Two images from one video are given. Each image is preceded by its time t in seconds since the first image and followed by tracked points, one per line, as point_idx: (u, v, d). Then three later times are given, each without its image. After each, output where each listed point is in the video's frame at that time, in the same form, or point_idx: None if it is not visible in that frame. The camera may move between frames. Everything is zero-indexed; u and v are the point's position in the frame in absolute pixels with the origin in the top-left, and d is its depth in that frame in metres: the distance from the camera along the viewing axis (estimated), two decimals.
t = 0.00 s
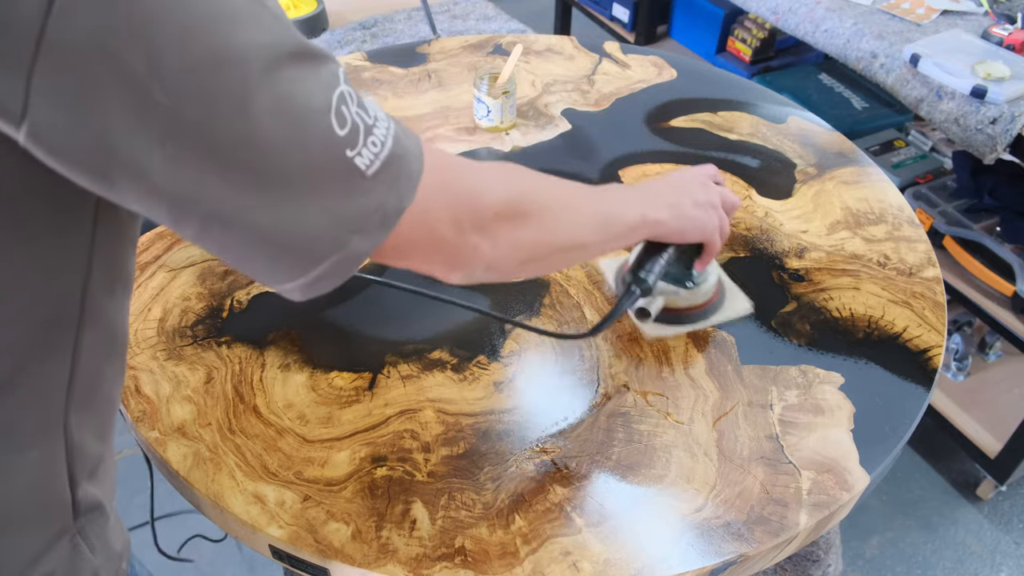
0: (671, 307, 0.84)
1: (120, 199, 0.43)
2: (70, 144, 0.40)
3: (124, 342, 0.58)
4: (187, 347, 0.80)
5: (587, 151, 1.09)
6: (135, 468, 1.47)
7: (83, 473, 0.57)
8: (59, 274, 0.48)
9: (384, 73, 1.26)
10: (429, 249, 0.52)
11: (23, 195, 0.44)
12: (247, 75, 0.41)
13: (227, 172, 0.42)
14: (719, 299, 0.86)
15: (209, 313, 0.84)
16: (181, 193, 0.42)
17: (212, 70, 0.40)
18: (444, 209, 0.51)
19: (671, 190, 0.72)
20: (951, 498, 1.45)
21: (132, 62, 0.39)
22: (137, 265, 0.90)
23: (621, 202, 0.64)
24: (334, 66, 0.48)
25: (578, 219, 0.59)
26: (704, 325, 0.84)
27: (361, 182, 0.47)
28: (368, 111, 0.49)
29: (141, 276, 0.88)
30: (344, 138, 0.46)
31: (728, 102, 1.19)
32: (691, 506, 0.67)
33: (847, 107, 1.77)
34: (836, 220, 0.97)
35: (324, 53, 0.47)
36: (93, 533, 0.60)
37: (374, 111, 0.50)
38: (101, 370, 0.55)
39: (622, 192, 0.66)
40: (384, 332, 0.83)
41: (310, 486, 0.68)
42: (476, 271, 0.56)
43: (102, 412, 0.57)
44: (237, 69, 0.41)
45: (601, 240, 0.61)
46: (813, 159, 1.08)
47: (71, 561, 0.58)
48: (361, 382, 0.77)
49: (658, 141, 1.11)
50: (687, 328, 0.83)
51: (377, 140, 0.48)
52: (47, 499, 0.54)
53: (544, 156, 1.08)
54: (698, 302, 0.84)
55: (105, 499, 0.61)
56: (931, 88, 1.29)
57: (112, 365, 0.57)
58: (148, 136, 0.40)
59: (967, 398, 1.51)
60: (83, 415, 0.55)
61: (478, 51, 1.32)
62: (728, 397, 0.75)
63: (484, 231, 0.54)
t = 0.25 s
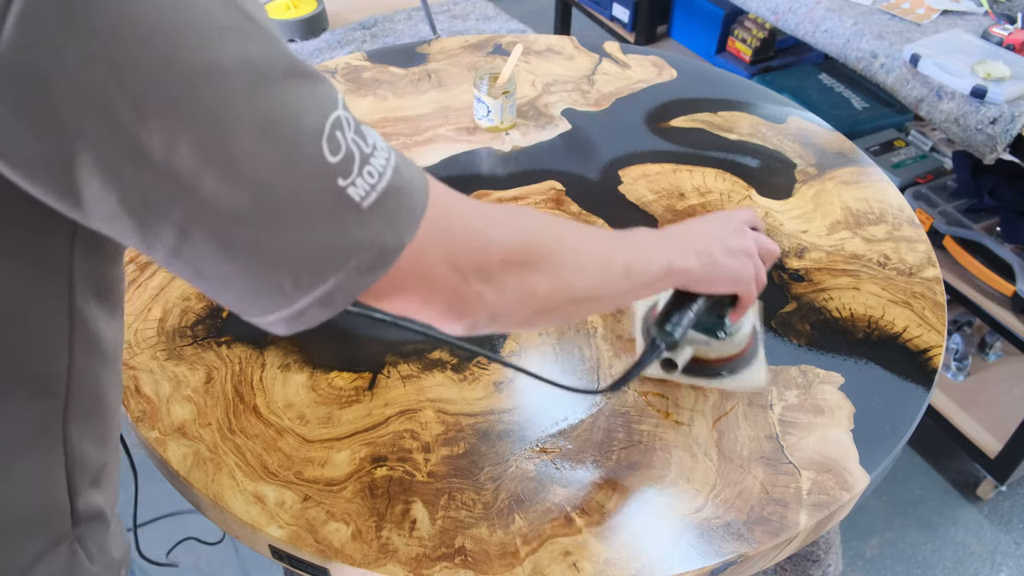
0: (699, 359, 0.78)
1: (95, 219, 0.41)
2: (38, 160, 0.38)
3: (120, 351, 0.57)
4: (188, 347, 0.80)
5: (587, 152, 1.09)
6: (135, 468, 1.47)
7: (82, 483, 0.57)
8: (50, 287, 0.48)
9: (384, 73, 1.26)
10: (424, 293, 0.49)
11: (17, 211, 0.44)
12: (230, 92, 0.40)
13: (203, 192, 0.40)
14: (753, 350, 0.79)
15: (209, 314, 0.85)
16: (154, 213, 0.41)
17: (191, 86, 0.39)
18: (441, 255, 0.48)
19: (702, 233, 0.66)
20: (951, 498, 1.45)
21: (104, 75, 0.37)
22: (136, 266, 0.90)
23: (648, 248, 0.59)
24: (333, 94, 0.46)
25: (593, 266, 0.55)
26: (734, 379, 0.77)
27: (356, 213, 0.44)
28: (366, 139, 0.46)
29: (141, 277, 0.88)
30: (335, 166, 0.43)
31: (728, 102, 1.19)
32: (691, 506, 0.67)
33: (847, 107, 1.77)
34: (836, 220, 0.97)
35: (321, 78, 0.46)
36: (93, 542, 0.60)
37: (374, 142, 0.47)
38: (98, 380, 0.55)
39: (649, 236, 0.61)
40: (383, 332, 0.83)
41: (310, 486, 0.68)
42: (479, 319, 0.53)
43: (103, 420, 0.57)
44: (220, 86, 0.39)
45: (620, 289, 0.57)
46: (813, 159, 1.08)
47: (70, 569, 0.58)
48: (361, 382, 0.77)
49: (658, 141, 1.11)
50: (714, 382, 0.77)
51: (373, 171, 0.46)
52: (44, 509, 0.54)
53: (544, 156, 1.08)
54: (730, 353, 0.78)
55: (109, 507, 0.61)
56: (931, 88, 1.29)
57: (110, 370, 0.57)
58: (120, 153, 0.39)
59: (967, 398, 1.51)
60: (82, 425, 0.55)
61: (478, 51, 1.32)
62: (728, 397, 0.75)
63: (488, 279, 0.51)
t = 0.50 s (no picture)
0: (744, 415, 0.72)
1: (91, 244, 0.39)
2: (30, 180, 0.37)
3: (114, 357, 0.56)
4: (188, 347, 0.80)
5: (587, 152, 1.09)
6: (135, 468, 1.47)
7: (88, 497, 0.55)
8: (48, 300, 0.47)
9: (384, 73, 1.27)
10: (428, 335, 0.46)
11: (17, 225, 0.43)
12: (227, 115, 0.37)
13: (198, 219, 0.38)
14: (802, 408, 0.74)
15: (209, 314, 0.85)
16: (148, 237, 0.39)
17: (185, 107, 0.36)
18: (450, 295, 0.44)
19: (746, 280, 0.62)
20: (951, 498, 1.45)
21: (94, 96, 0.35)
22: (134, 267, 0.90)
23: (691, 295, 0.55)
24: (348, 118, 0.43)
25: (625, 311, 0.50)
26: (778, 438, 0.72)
27: (366, 246, 0.41)
28: (379, 168, 0.43)
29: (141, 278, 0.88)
30: (344, 196, 0.40)
31: (728, 102, 1.19)
32: (691, 506, 0.67)
33: (847, 107, 1.77)
34: (836, 220, 0.97)
35: (334, 100, 0.43)
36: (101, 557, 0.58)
37: (391, 173, 0.44)
38: (98, 393, 0.54)
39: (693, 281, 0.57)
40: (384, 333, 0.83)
41: (310, 486, 0.68)
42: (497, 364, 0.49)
43: (107, 430, 0.56)
44: (216, 108, 0.37)
45: (659, 340, 0.52)
46: (813, 159, 1.08)
47: None
48: (361, 383, 0.77)
49: (658, 141, 1.11)
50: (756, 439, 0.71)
51: (386, 202, 0.42)
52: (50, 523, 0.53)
53: (544, 157, 1.08)
54: (781, 410, 0.72)
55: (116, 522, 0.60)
56: (931, 87, 1.29)
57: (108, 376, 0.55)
58: (112, 177, 0.37)
59: (967, 398, 1.51)
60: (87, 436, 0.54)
61: (477, 51, 1.32)
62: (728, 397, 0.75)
63: (509, 323, 0.46)
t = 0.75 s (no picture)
0: (802, 419, 0.73)
1: (177, 277, 0.38)
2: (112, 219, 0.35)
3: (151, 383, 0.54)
4: (188, 347, 0.80)
5: (587, 152, 1.09)
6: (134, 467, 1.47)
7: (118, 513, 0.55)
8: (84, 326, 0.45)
9: (384, 73, 1.27)
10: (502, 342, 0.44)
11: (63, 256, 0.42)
12: (308, 136, 0.36)
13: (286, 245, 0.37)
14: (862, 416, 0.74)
15: (209, 315, 0.84)
16: (234, 267, 0.37)
17: (269, 136, 0.35)
18: (536, 300, 0.43)
19: (817, 288, 0.61)
20: (951, 498, 1.45)
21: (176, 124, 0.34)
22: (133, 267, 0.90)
23: (761, 304, 0.54)
24: (423, 133, 0.41)
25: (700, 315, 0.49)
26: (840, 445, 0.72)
27: (452, 264, 0.40)
28: (459, 184, 0.41)
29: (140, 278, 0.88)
30: (428, 216, 0.39)
31: (728, 102, 1.19)
32: (691, 505, 0.67)
33: (846, 107, 1.77)
34: (836, 220, 0.97)
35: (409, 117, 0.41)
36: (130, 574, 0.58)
37: (470, 187, 0.42)
38: (138, 412, 0.53)
39: (763, 291, 0.56)
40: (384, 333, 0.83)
41: (310, 486, 0.68)
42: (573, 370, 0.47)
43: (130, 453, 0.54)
44: (296, 130, 0.35)
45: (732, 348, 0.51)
46: (813, 159, 1.08)
47: None
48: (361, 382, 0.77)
49: (659, 141, 1.11)
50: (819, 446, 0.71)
51: (468, 218, 0.41)
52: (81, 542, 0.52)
53: (544, 157, 1.08)
54: (841, 416, 0.73)
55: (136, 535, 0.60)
56: (931, 88, 1.29)
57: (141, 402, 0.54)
58: (199, 207, 0.35)
59: (967, 398, 1.51)
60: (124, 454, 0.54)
61: (477, 51, 1.32)
62: (728, 397, 0.75)
63: (587, 327, 0.45)
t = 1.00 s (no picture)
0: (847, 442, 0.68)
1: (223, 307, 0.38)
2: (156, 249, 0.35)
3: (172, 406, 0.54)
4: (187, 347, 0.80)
5: (587, 152, 1.09)
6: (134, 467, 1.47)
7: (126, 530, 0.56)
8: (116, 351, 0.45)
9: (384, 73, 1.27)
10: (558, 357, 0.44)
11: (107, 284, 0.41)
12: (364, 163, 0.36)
13: (340, 278, 0.37)
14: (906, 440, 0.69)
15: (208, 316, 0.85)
16: (285, 296, 0.37)
17: (324, 164, 0.35)
18: (591, 325, 0.44)
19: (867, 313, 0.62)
20: (951, 498, 1.45)
21: (234, 153, 0.34)
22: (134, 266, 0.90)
23: (814, 328, 0.54)
24: (472, 162, 0.43)
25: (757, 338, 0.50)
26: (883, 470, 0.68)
27: (505, 288, 0.40)
28: (508, 208, 0.42)
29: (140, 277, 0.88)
30: (481, 240, 0.39)
31: (728, 102, 1.19)
32: (691, 506, 0.67)
33: (846, 107, 1.77)
34: (836, 220, 0.97)
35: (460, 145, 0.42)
36: None
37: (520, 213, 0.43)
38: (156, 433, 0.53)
39: (812, 315, 0.56)
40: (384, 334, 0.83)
41: (310, 486, 0.68)
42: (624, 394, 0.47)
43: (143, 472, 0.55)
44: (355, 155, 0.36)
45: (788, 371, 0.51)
46: (813, 159, 1.08)
47: None
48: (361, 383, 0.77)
49: (658, 141, 1.11)
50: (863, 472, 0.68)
51: (519, 241, 0.41)
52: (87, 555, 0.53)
53: (544, 157, 1.08)
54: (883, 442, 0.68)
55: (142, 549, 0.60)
56: (931, 87, 1.29)
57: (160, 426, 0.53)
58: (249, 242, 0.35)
59: (967, 398, 1.51)
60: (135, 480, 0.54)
61: (477, 51, 1.32)
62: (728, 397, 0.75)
63: (636, 348, 0.45)
